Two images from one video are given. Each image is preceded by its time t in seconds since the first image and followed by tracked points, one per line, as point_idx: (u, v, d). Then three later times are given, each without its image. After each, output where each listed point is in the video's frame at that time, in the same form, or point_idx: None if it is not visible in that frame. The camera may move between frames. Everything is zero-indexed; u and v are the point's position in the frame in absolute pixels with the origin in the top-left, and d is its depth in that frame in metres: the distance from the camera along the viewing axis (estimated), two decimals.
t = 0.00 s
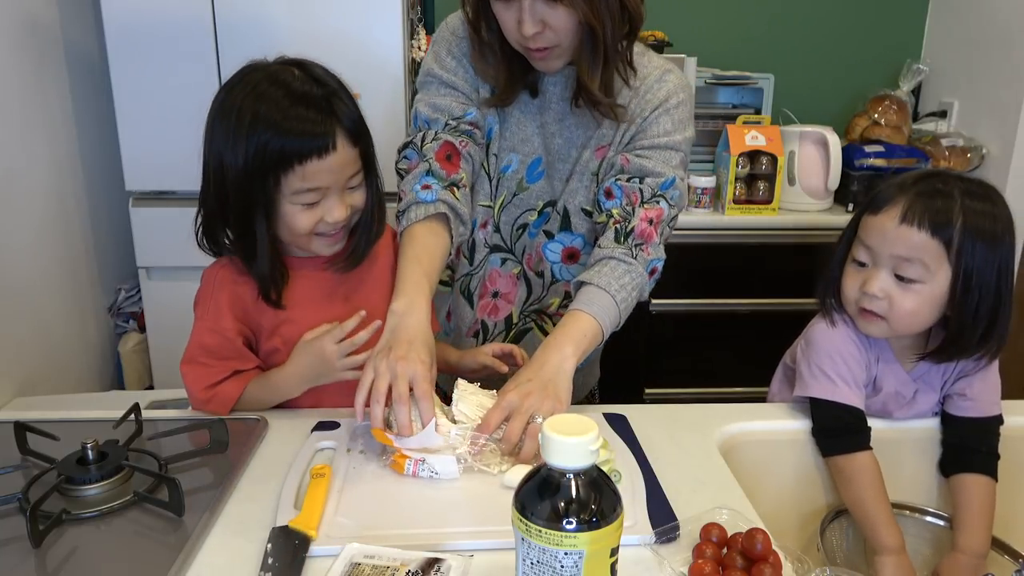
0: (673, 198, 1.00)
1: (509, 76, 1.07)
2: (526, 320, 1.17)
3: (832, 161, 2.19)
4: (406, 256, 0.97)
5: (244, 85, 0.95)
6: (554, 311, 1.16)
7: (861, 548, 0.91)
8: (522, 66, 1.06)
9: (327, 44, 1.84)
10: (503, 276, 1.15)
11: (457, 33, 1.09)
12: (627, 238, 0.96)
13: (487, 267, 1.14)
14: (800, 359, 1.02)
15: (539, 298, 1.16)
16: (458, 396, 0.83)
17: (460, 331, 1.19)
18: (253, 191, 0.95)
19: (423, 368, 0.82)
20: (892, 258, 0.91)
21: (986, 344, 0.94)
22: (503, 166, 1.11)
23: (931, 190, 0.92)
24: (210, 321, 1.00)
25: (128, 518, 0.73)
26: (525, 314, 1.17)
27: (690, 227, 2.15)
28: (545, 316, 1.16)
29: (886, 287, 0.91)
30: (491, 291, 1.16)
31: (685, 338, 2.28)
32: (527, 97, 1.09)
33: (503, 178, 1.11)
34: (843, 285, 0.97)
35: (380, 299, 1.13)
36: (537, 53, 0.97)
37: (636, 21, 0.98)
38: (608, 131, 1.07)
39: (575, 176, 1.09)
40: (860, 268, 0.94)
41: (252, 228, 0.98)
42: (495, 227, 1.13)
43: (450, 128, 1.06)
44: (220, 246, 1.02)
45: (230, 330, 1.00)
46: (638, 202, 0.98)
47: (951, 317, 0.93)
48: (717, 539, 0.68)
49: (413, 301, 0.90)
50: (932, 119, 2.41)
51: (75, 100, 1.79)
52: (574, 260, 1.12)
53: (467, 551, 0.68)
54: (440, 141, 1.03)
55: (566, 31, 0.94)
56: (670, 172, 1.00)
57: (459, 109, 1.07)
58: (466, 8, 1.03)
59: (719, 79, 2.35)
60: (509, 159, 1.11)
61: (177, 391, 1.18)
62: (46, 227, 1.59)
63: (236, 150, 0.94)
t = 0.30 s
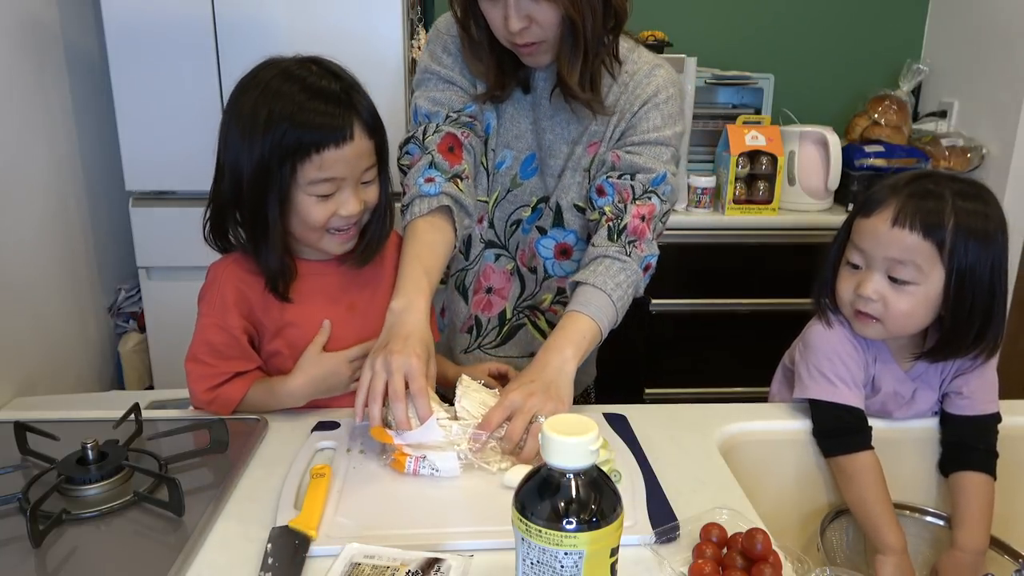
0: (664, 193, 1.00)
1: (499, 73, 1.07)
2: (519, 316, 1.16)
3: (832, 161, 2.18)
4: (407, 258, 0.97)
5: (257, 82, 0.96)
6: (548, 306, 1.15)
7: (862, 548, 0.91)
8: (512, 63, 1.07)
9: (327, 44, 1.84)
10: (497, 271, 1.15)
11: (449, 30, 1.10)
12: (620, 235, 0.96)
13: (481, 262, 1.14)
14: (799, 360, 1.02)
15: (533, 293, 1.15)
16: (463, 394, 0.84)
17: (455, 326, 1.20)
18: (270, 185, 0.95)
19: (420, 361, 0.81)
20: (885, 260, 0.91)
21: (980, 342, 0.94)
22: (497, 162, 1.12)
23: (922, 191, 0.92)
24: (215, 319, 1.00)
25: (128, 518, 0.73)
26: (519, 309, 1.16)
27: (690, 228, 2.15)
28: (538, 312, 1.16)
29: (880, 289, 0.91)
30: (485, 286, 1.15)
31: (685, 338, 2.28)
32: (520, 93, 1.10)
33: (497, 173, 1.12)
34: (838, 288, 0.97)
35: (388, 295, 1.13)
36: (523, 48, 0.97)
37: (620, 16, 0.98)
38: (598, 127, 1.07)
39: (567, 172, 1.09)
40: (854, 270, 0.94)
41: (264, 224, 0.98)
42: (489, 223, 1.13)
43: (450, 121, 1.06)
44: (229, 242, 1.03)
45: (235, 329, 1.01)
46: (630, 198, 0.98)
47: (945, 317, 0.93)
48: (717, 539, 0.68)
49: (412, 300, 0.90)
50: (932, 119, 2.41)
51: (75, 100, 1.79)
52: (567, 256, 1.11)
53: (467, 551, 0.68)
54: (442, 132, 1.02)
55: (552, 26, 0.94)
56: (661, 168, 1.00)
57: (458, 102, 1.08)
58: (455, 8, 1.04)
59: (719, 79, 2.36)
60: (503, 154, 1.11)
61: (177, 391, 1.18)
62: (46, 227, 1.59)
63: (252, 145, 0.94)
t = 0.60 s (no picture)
0: (662, 192, 1.00)
1: (498, 71, 1.07)
2: (522, 317, 1.16)
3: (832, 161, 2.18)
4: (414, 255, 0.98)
5: (278, 85, 0.96)
6: (548, 306, 1.15)
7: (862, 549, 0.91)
8: (513, 62, 1.07)
9: (327, 44, 1.84)
10: (499, 272, 1.15)
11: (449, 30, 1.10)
12: (617, 233, 0.96)
13: (483, 264, 1.14)
14: (799, 360, 1.02)
15: (534, 294, 1.15)
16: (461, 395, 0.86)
17: (458, 327, 1.20)
18: (285, 192, 0.95)
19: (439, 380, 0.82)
20: (884, 261, 0.91)
21: (978, 341, 0.94)
22: (498, 164, 1.12)
23: (919, 191, 0.92)
24: (217, 320, 1.00)
25: (128, 518, 0.73)
26: (521, 310, 1.16)
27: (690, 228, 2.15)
28: (540, 312, 1.16)
29: (880, 290, 0.91)
30: (486, 287, 1.16)
31: (685, 338, 2.28)
32: (519, 93, 1.10)
33: (497, 175, 1.12)
34: (837, 289, 0.97)
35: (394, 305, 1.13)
36: (521, 42, 0.98)
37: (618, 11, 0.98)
38: (597, 126, 1.07)
39: (565, 171, 1.08)
40: (853, 271, 0.94)
41: (276, 231, 0.98)
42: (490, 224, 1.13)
43: (455, 122, 1.06)
44: (236, 242, 1.04)
45: (238, 331, 1.00)
46: (627, 195, 0.98)
47: (944, 317, 0.93)
48: (717, 539, 0.68)
49: (425, 310, 0.90)
50: (932, 119, 2.41)
51: (75, 100, 1.79)
52: (567, 255, 1.11)
53: (467, 551, 0.68)
54: (448, 134, 1.02)
55: (549, 20, 0.95)
56: (659, 166, 1.00)
57: (462, 103, 1.08)
58: (454, 5, 1.04)
59: (719, 79, 2.35)
60: (504, 156, 1.12)
61: (177, 391, 1.18)
62: (46, 227, 1.59)
63: (269, 149, 0.94)
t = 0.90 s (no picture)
0: (668, 196, 1.00)
1: (510, 71, 1.07)
2: (528, 318, 1.17)
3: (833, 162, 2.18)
4: (422, 249, 0.97)
5: (283, 88, 0.95)
6: (554, 308, 1.16)
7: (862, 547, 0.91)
8: (523, 62, 1.07)
9: (327, 45, 1.84)
10: (506, 273, 1.15)
11: (459, 31, 1.09)
12: (622, 237, 0.96)
13: (490, 265, 1.15)
14: (793, 356, 1.04)
15: (540, 295, 1.16)
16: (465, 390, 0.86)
17: (465, 328, 1.20)
18: (286, 197, 0.95)
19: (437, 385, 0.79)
20: (885, 246, 0.92)
21: (977, 322, 0.95)
22: (507, 165, 1.12)
23: (911, 175, 0.93)
24: (222, 319, 1.00)
25: (128, 518, 0.73)
26: (527, 311, 1.17)
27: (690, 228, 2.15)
28: (547, 314, 1.17)
29: (885, 276, 0.92)
30: (493, 288, 1.16)
31: (685, 337, 2.28)
32: (529, 95, 1.10)
33: (507, 176, 1.12)
34: (839, 278, 0.97)
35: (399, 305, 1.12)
36: (530, 44, 0.97)
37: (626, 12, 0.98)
38: (605, 130, 1.07)
39: (573, 173, 1.08)
40: (855, 258, 0.95)
41: (277, 238, 0.98)
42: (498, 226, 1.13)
43: (468, 119, 1.05)
44: (241, 242, 1.03)
45: (241, 331, 1.00)
46: (633, 200, 0.98)
47: (946, 299, 0.94)
48: (717, 539, 0.68)
49: (424, 311, 0.88)
50: (932, 119, 2.41)
51: (76, 100, 1.79)
52: (573, 258, 1.12)
53: (467, 551, 0.68)
54: (461, 130, 1.02)
55: (558, 21, 0.95)
56: (665, 170, 0.99)
57: (475, 101, 1.07)
58: (463, 5, 1.03)
59: (719, 79, 2.35)
60: (513, 158, 1.12)
61: (177, 391, 1.18)
62: (47, 227, 1.59)
63: (270, 153, 0.94)
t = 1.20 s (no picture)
0: (670, 200, 1.00)
1: (517, 69, 1.07)
2: (531, 317, 1.17)
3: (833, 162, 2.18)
4: (426, 253, 0.97)
5: (280, 93, 0.94)
6: (557, 308, 1.16)
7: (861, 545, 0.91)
8: (530, 61, 1.07)
9: (327, 45, 1.84)
10: (510, 272, 1.15)
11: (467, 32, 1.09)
12: (623, 241, 0.96)
13: (495, 264, 1.15)
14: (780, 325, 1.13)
15: (543, 295, 1.16)
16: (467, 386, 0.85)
17: (469, 326, 1.20)
18: (272, 205, 0.94)
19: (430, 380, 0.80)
20: (873, 221, 1.03)
21: (954, 280, 1.07)
22: (513, 165, 1.12)
23: (892, 152, 1.04)
24: (220, 320, 1.00)
25: (128, 518, 0.73)
26: (531, 310, 1.17)
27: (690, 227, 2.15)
28: (550, 313, 1.17)
29: (875, 248, 1.02)
30: (497, 287, 1.16)
31: (685, 337, 2.28)
32: (536, 95, 1.10)
33: (513, 176, 1.12)
34: (829, 255, 1.07)
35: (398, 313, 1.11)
36: (536, 42, 0.97)
37: (634, 11, 0.98)
38: (610, 132, 1.07)
39: (577, 175, 1.09)
40: (845, 233, 1.05)
41: (266, 245, 0.98)
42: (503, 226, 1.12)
43: (474, 120, 1.05)
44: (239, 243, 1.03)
45: (240, 334, 1.00)
46: (636, 203, 0.98)
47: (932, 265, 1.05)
48: (717, 539, 0.68)
49: (424, 313, 0.89)
50: (932, 119, 2.41)
51: (75, 99, 1.79)
52: (576, 259, 1.12)
53: (467, 551, 0.68)
54: (466, 132, 1.02)
55: (566, 18, 0.95)
56: (668, 174, 1.00)
57: (481, 102, 1.07)
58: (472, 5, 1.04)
59: (719, 79, 2.36)
60: (519, 158, 1.12)
61: (177, 391, 1.18)
62: (46, 226, 1.59)
63: (259, 157, 0.94)
